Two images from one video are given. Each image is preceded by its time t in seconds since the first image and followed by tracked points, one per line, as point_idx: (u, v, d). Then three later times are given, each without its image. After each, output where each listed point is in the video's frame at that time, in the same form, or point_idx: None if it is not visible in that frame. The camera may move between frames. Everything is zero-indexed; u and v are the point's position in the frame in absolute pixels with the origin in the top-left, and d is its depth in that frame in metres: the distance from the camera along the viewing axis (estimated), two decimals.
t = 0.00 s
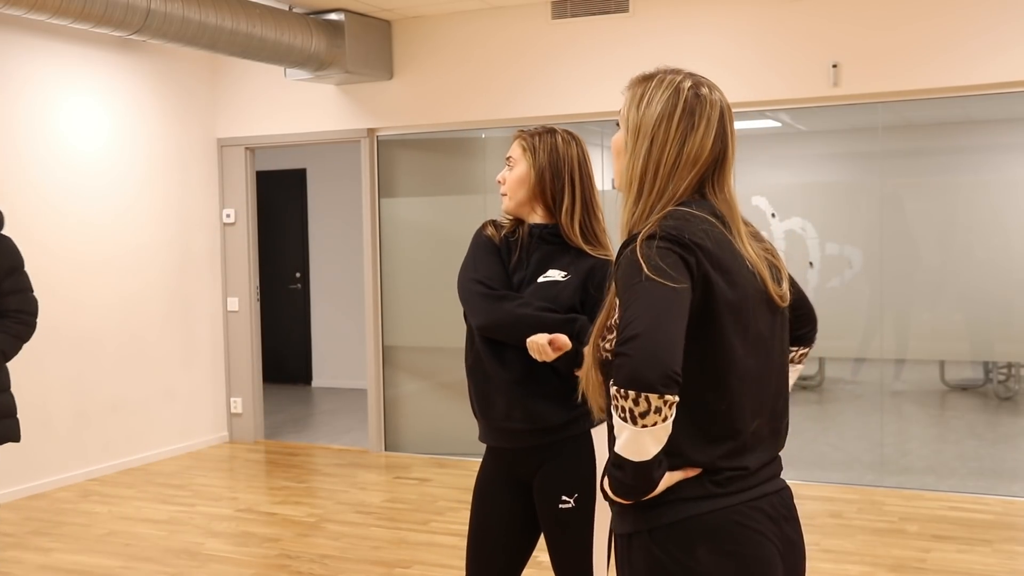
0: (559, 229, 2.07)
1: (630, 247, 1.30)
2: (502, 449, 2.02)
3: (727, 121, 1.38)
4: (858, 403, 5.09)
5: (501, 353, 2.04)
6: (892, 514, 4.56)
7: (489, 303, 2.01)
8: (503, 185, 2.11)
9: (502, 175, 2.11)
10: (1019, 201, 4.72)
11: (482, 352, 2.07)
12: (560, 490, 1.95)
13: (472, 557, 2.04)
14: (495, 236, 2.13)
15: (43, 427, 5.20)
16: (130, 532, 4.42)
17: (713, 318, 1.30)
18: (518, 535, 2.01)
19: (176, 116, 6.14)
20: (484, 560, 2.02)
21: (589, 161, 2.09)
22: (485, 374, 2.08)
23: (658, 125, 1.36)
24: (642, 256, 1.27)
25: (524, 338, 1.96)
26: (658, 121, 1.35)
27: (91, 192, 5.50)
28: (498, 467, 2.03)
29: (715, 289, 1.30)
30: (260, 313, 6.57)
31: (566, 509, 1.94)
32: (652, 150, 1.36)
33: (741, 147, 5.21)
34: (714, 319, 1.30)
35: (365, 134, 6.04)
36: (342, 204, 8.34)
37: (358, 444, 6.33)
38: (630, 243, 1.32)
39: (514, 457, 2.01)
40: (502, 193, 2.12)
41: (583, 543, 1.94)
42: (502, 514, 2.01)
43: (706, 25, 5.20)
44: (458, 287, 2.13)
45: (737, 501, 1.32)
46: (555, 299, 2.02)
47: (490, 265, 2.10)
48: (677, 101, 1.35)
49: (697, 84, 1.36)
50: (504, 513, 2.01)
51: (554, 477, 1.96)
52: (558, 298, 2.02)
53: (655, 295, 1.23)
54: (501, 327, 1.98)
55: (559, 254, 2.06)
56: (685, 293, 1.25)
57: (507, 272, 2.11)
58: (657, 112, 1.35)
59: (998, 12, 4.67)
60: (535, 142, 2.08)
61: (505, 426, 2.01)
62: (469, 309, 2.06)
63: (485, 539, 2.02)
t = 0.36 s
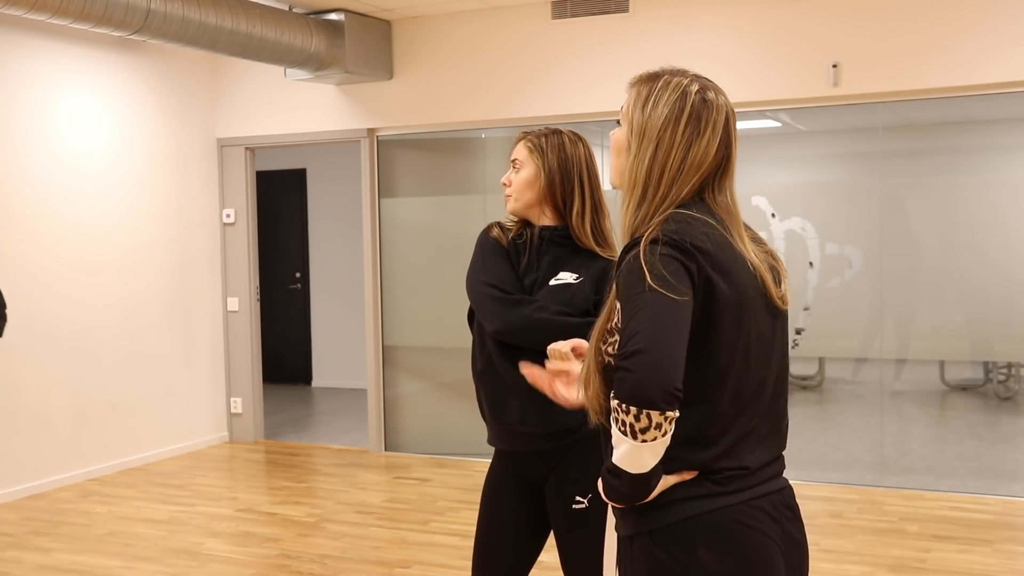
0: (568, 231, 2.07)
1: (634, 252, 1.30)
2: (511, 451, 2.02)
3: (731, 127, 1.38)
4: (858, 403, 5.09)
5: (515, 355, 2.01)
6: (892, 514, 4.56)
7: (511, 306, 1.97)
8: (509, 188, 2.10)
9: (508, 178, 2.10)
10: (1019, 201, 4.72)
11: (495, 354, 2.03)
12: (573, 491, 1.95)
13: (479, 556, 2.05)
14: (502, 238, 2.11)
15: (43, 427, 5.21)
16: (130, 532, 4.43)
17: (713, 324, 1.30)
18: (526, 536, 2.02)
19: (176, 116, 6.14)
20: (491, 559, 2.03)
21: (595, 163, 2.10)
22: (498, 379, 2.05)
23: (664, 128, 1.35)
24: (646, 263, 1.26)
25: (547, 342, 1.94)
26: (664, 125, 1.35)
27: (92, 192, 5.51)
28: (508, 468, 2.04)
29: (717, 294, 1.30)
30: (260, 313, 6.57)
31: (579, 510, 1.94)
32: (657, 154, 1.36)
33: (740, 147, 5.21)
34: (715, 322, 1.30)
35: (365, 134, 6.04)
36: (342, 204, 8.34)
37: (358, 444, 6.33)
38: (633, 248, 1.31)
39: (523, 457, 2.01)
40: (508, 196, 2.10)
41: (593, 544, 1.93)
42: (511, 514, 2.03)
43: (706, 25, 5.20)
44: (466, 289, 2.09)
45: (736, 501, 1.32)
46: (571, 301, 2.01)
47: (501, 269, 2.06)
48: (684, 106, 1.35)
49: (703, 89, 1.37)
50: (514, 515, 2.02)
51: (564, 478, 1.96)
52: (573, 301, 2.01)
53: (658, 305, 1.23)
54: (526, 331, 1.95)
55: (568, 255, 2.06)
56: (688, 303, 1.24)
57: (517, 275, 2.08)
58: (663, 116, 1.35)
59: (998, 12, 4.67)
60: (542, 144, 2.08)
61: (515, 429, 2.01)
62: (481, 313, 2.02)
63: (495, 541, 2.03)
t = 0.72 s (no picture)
0: (566, 230, 2.06)
1: (645, 253, 1.29)
2: (512, 452, 2.03)
3: (728, 127, 1.38)
4: (858, 403, 5.09)
5: (512, 359, 2.04)
6: (892, 514, 4.56)
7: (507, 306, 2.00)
8: (510, 183, 2.10)
9: (510, 173, 2.10)
10: (1019, 202, 4.72)
11: (493, 357, 2.05)
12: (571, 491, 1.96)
13: (479, 557, 2.05)
14: (501, 241, 2.12)
15: (43, 428, 5.21)
16: (130, 532, 4.43)
17: (719, 326, 1.30)
18: (525, 538, 2.02)
19: (176, 116, 6.14)
20: (491, 560, 2.03)
21: (598, 165, 2.10)
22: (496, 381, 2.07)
23: (662, 128, 1.35)
24: (661, 267, 1.26)
25: (537, 342, 1.97)
26: (661, 124, 1.35)
27: (93, 192, 5.51)
28: (510, 469, 2.04)
29: (725, 295, 1.30)
30: (260, 313, 6.57)
31: (577, 510, 1.95)
32: (654, 154, 1.36)
33: (740, 147, 5.21)
34: (719, 324, 1.31)
35: (365, 134, 6.03)
36: (342, 203, 8.34)
37: (358, 444, 6.33)
38: (641, 248, 1.31)
39: (523, 458, 2.01)
40: (509, 191, 2.11)
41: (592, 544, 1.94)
42: (513, 516, 2.02)
43: (706, 25, 5.20)
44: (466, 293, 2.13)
45: (735, 499, 1.32)
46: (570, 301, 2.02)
47: (499, 272, 2.09)
48: (681, 105, 1.35)
49: (700, 88, 1.37)
50: (514, 517, 2.02)
51: (563, 478, 1.97)
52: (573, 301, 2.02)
53: (678, 310, 1.23)
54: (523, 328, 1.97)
55: (565, 254, 2.06)
56: (703, 308, 1.25)
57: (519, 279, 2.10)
58: (660, 115, 1.35)
59: (998, 12, 4.67)
60: (545, 142, 2.08)
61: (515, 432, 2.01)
62: (476, 316, 2.06)
63: (495, 542, 2.03)
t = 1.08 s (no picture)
0: (561, 229, 2.06)
1: (640, 254, 1.29)
2: (509, 452, 2.03)
3: (723, 117, 1.38)
4: (858, 403, 5.09)
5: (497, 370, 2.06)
6: (892, 514, 4.56)
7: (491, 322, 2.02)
8: (510, 181, 2.11)
9: (510, 171, 2.10)
10: (1019, 202, 4.73)
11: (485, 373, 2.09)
12: (563, 491, 1.94)
13: (479, 557, 2.05)
14: (489, 254, 2.15)
15: (43, 428, 5.21)
16: (130, 532, 4.43)
17: (714, 328, 1.30)
18: (522, 538, 2.02)
19: (176, 117, 6.14)
20: (490, 560, 2.03)
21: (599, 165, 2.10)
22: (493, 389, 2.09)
23: (658, 124, 1.35)
24: (655, 268, 1.26)
25: (496, 352, 2.00)
26: (657, 120, 1.35)
27: (93, 193, 5.52)
28: (507, 468, 2.04)
29: (720, 296, 1.30)
30: (260, 313, 6.57)
31: (569, 510, 1.93)
32: (652, 151, 1.36)
33: (740, 147, 5.21)
34: (714, 325, 1.30)
35: (365, 134, 6.03)
36: (342, 203, 8.34)
37: (358, 444, 6.33)
38: (637, 249, 1.31)
39: (519, 458, 2.01)
40: (508, 189, 2.11)
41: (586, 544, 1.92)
42: (510, 515, 2.02)
43: (707, 25, 5.20)
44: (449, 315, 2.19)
45: (733, 499, 1.33)
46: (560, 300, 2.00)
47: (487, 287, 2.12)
48: (675, 100, 1.35)
49: (691, 81, 1.36)
50: (511, 517, 2.02)
51: (556, 479, 1.95)
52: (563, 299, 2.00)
53: (669, 312, 1.23)
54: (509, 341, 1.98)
55: (560, 253, 2.05)
56: (696, 311, 1.25)
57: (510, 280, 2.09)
58: (655, 112, 1.35)
59: (998, 12, 4.67)
60: (544, 141, 2.08)
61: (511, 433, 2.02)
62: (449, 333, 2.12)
63: (492, 542, 2.03)
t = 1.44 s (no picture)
0: (563, 230, 2.06)
1: (636, 252, 1.29)
2: (508, 452, 2.03)
3: (714, 116, 1.38)
4: (858, 403, 5.09)
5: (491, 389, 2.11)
6: (892, 514, 4.56)
7: (472, 351, 2.09)
8: (511, 184, 2.11)
9: (510, 174, 2.10)
10: (1019, 202, 4.72)
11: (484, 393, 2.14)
12: (561, 490, 1.94)
13: (478, 557, 2.05)
14: (483, 264, 2.16)
15: (43, 427, 5.21)
16: (130, 532, 4.43)
17: (712, 326, 1.30)
18: (521, 538, 2.02)
19: (176, 117, 6.14)
20: (489, 560, 2.03)
21: (598, 164, 2.11)
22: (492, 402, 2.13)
23: (649, 124, 1.35)
24: (652, 265, 1.26)
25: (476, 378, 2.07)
26: (649, 120, 1.35)
27: (93, 193, 5.52)
28: (507, 468, 2.04)
29: (718, 294, 1.30)
30: (260, 313, 6.57)
31: (566, 509, 1.93)
32: (644, 151, 1.36)
33: (740, 147, 5.21)
34: (712, 323, 1.30)
35: (365, 134, 6.03)
36: (342, 203, 8.34)
37: (358, 444, 6.33)
38: (634, 248, 1.31)
39: (517, 458, 2.01)
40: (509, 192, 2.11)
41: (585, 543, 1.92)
42: (509, 515, 2.02)
43: (707, 24, 5.19)
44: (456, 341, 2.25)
45: (733, 499, 1.32)
46: (562, 298, 1.99)
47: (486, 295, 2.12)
48: (666, 100, 1.35)
49: (682, 81, 1.36)
50: (510, 517, 2.02)
51: (554, 478, 1.95)
52: (565, 297, 1.99)
53: (665, 308, 1.23)
54: (478, 377, 2.06)
55: (561, 252, 2.05)
56: (694, 307, 1.25)
57: (510, 279, 2.07)
58: (646, 112, 1.35)
59: (998, 12, 4.67)
60: (542, 142, 2.08)
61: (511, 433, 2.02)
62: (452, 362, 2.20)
63: (491, 543, 2.03)
